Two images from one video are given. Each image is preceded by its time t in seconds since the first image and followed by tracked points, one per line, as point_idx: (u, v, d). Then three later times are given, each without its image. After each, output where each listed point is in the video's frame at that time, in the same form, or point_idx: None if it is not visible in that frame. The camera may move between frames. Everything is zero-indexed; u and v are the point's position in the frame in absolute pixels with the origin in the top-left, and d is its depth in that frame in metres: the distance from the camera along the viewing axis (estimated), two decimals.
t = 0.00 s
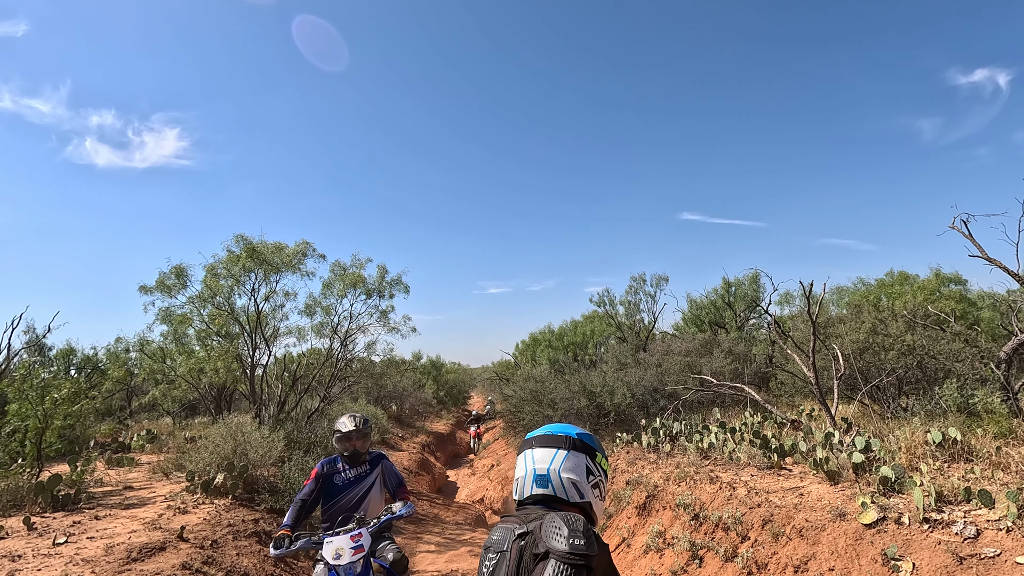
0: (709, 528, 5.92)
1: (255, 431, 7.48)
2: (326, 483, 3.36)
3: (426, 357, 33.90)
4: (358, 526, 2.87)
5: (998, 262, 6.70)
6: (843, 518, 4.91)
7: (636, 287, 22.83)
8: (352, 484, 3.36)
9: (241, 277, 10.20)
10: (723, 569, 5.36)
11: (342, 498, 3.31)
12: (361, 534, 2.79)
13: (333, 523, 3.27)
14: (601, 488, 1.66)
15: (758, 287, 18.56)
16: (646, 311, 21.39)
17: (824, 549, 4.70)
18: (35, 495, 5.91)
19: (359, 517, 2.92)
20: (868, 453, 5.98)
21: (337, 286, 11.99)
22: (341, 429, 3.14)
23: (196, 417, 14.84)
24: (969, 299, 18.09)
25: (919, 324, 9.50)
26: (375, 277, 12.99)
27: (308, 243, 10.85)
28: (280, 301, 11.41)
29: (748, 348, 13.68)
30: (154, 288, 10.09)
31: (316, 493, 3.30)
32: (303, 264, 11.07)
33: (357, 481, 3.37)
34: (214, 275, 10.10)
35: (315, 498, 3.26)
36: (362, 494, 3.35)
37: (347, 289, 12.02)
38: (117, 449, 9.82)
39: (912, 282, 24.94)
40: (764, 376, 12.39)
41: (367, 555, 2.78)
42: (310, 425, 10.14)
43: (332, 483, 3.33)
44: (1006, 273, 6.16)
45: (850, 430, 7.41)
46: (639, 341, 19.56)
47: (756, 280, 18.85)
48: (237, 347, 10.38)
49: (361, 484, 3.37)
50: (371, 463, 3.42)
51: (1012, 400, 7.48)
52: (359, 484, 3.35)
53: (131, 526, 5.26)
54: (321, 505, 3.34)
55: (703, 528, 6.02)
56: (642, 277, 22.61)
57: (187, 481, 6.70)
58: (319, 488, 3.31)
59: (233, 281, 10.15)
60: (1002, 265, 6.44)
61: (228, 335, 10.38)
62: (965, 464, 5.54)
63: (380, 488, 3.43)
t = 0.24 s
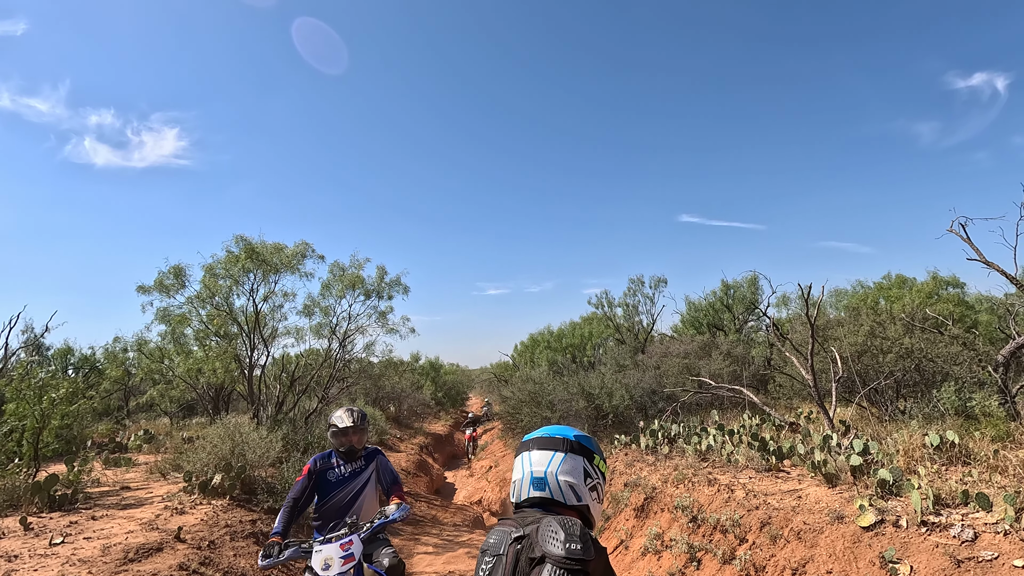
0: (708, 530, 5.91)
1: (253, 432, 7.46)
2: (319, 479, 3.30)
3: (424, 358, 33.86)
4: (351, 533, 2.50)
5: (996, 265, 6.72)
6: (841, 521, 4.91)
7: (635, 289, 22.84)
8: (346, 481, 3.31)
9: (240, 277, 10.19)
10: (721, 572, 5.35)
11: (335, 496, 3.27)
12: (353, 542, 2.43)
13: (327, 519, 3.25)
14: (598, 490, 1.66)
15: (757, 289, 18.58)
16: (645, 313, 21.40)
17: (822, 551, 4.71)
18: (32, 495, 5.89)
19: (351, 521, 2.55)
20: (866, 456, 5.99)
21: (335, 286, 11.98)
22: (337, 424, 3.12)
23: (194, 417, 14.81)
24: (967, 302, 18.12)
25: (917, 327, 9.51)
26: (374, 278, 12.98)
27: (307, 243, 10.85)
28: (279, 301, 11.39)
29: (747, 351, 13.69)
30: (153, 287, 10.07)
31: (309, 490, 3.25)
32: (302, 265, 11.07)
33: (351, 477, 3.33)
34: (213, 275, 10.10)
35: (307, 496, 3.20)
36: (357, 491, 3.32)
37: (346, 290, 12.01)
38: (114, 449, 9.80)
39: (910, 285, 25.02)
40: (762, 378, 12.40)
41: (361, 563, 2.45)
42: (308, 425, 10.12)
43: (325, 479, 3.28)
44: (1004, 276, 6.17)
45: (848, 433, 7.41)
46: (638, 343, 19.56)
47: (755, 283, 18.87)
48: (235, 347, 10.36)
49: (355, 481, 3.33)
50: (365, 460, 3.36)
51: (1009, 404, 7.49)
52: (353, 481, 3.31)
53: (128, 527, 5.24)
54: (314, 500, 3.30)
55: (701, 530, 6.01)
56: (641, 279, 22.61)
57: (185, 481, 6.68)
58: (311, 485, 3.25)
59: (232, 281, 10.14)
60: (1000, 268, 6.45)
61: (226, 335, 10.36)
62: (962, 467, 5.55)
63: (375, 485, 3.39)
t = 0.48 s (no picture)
0: (705, 532, 5.92)
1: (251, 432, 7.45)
2: (314, 484, 3.30)
3: (422, 359, 33.84)
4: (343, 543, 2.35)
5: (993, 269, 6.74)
6: (837, 523, 4.92)
7: (633, 291, 22.86)
8: (340, 485, 3.29)
9: (238, 277, 10.19)
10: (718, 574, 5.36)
11: (330, 500, 3.25)
12: (344, 552, 2.28)
13: (322, 524, 3.22)
14: (596, 492, 1.67)
15: (755, 291, 18.61)
16: (643, 315, 21.41)
17: (819, 554, 4.72)
18: (28, 495, 5.88)
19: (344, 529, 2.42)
20: (863, 458, 6.00)
21: (334, 287, 11.97)
22: (332, 428, 3.06)
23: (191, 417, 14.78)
24: (964, 305, 18.16)
25: (915, 330, 9.54)
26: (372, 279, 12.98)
27: (306, 244, 10.84)
28: (277, 302, 11.38)
29: (745, 353, 13.71)
30: (151, 288, 10.06)
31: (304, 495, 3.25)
32: (300, 265, 11.06)
33: (346, 481, 3.32)
34: (211, 275, 10.09)
35: (302, 501, 3.20)
36: (352, 495, 3.30)
37: (344, 291, 12.01)
38: (111, 449, 9.77)
39: (908, 288, 25.06)
40: (760, 380, 12.41)
41: None
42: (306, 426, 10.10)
43: (320, 484, 3.28)
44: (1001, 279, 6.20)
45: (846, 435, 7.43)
46: (636, 345, 19.57)
47: (753, 285, 18.90)
48: (233, 348, 10.34)
49: (350, 484, 3.31)
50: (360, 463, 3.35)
51: (1006, 406, 7.50)
52: (348, 485, 3.30)
53: (125, 527, 5.23)
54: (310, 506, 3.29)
55: (698, 532, 6.02)
56: (639, 280, 22.62)
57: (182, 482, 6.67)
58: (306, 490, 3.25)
59: (230, 282, 10.13)
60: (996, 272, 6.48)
61: (224, 336, 10.35)
62: (959, 470, 5.56)
63: (371, 489, 3.36)
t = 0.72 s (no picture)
0: (703, 534, 5.92)
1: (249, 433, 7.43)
2: (314, 490, 3.22)
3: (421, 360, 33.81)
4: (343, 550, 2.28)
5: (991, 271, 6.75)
6: (836, 525, 4.93)
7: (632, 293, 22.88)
8: (340, 491, 3.21)
9: (237, 278, 10.18)
10: None
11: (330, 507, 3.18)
12: (345, 559, 2.21)
13: (321, 531, 3.15)
14: (597, 494, 1.67)
15: (754, 293, 18.64)
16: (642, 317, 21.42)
17: (817, 556, 4.72)
18: (25, 496, 5.86)
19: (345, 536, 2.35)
20: (861, 460, 6.01)
21: (333, 288, 11.97)
22: (332, 433, 3.01)
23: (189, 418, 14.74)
24: (962, 307, 18.21)
25: (913, 332, 9.56)
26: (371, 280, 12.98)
27: (304, 245, 10.83)
28: (275, 302, 11.37)
29: (744, 355, 13.72)
30: (149, 288, 10.05)
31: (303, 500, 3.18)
32: (299, 266, 11.06)
33: (346, 488, 3.23)
34: (210, 275, 10.09)
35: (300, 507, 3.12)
36: (352, 501, 3.22)
37: (343, 292, 12.00)
38: (108, 450, 9.74)
39: (905, 291, 25.13)
40: (758, 382, 12.42)
41: None
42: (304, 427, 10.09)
43: (319, 489, 3.21)
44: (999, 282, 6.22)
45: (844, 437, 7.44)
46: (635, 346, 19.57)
47: (752, 287, 18.93)
48: (231, 348, 10.31)
49: (351, 491, 3.22)
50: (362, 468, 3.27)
51: (1003, 409, 7.51)
52: (348, 491, 3.21)
53: (122, 528, 5.21)
54: (308, 511, 3.22)
55: (696, 534, 6.01)
56: (638, 282, 22.65)
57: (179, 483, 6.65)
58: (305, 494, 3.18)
59: (229, 282, 10.12)
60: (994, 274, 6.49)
61: (223, 336, 10.33)
62: (957, 472, 5.57)
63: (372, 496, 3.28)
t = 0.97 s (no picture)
0: (702, 536, 5.91)
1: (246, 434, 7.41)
2: (317, 496, 2.96)
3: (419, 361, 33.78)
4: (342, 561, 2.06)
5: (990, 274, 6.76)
6: (834, 527, 4.92)
7: (631, 294, 22.89)
8: (346, 499, 2.95)
9: (236, 278, 10.17)
10: None
11: (333, 515, 2.91)
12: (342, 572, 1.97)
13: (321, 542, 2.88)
14: (597, 496, 1.67)
15: (753, 296, 18.65)
16: (641, 318, 21.43)
17: (816, 558, 4.71)
18: (21, 496, 5.83)
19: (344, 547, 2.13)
20: (860, 463, 6.01)
21: (332, 289, 11.96)
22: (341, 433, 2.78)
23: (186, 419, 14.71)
24: (960, 310, 18.24)
25: (911, 335, 9.57)
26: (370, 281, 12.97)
27: (303, 245, 10.82)
28: (274, 303, 11.36)
29: (742, 357, 13.73)
30: (147, 288, 10.03)
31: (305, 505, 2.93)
32: (298, 266, 11.04)
33: (352, 495, 2.96)
34: (208, 276, 10.07)
35: (301, 514, 2.88)
36: (357, 512, 2.94)
37: (342, 292, 11.99)
38: (106, 450, 9.71)
39: (903, 293, 25.22)
40: (757, 384, 12.43)
41: None
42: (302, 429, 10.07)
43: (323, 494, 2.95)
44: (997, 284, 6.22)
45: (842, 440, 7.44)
46: (634, 348, 19.57)
47: (751, 289, 18.95)
48: (229, 349, 10.29)
49: (357, 500, 2.96)
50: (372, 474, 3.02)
51: (1001, 411, 7.52)
52: (354, 499, 2.94)
53: (119, 529, 5.19)
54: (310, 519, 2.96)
55: (695, 536, 6.01)
56: (637, 284, 22.67)
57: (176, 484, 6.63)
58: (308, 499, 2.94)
59: (227, 283, 10.11)
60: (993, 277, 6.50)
61: (221, 337, 10.31)
62: (955, 475, 5.57)
63: (380, 506, 3.02)
